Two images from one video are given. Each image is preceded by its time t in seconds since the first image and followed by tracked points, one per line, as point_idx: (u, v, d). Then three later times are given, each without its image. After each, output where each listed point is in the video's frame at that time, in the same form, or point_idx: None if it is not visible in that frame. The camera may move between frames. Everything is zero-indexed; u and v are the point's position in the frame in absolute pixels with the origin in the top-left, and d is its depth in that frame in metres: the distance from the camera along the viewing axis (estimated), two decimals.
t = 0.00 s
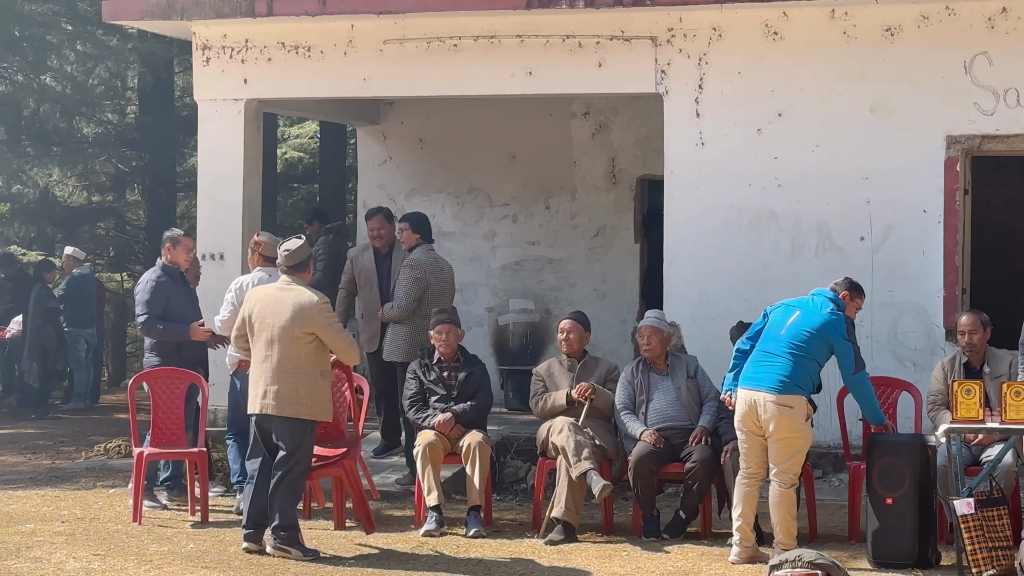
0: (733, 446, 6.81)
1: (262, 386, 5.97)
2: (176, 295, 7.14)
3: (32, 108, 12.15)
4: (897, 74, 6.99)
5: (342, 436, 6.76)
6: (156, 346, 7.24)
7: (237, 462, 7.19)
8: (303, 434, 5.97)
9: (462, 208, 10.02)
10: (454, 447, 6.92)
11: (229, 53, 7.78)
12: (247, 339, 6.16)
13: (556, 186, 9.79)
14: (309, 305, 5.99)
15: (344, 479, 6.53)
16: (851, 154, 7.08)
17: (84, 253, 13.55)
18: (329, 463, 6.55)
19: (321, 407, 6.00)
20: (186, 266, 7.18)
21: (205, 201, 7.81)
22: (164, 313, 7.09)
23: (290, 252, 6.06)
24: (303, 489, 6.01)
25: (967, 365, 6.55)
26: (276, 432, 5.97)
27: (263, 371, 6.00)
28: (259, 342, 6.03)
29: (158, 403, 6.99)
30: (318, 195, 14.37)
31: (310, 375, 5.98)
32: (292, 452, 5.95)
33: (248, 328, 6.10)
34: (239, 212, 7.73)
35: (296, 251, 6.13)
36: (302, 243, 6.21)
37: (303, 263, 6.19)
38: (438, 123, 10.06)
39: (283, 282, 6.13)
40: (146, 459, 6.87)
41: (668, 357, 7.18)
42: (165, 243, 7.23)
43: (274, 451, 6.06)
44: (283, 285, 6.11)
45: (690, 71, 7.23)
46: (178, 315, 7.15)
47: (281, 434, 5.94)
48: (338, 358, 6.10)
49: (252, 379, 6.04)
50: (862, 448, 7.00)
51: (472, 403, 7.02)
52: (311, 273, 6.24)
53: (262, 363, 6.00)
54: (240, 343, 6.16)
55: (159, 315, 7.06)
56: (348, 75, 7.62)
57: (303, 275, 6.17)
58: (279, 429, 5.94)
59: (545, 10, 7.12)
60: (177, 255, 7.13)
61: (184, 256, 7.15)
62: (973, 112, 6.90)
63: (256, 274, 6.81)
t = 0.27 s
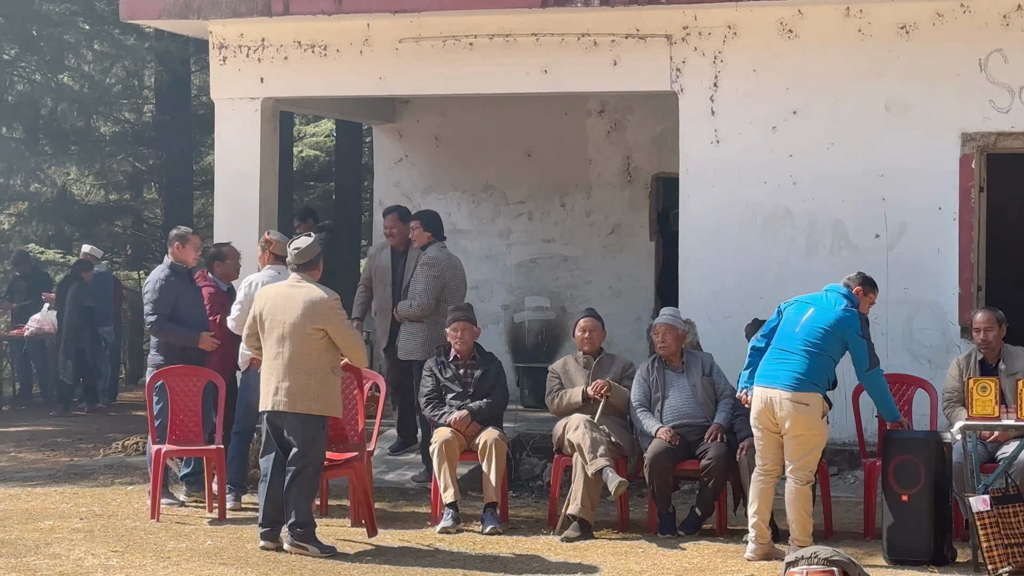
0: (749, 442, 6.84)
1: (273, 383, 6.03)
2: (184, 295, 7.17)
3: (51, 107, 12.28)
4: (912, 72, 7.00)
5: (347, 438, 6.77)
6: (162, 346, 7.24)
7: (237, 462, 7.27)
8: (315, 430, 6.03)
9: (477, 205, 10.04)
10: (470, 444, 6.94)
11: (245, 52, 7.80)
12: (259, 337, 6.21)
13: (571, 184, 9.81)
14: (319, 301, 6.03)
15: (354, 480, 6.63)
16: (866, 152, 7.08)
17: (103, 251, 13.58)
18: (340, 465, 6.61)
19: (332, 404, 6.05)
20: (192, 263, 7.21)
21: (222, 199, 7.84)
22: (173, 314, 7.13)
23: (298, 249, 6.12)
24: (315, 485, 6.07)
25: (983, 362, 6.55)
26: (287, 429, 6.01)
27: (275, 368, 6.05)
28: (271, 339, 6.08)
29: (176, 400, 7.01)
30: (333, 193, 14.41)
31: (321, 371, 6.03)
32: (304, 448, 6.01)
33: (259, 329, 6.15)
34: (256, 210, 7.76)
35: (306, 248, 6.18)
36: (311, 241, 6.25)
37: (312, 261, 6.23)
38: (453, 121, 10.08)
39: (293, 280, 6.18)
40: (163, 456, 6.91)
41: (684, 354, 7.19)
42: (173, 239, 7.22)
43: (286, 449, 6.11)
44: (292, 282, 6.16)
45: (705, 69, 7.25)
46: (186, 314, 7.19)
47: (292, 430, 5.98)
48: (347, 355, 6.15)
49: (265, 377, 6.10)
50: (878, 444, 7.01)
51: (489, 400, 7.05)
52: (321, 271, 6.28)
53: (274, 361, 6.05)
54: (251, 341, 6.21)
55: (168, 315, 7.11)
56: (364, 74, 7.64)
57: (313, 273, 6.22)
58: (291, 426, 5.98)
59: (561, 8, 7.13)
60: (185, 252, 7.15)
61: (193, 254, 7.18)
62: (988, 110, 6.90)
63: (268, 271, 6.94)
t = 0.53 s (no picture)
0: (771, 440, 6.83)
1: (289, 380, 6.03)
2: (201, 298, 7.20)
3: (72, 106, 12.26)
4: (934, 69, 6.97)
5: (368, 439, 6.83)
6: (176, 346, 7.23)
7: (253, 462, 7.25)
8: (331, 428, 6.02)
9: (498, 203, 10.04)
10: (491, 442, 6.93)
11: (265, 50, 7.81)
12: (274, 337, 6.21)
13: (591, 182, 9.81)
14: (329, 297, 6.02)
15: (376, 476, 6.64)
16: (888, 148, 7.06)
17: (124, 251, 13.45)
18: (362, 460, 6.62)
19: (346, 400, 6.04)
20: (209, 264, 7.22)
21: (242, 197, 7.86)
22: (189, 317, 7.16)
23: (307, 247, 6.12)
24: (333, 484, 6.07)
25: (1005, 360, 6.53)
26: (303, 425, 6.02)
27: (289, 366, 6.05)
28: (284, 337, 6.07)
29: (197, 399, 7.03)
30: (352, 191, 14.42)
31: (335, 367, 6.02)
32: (320, 447, 6.01)
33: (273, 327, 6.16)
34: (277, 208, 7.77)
35: (316, 247, 6.17)
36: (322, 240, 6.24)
37: (323, 259, 6.21)
38: (474, 118, 10.09)
39: (305, 278, 6.17)
40: (185, 455, 6.92)
41: (705, 352, 7.17)
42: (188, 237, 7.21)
43: (303, 447, 6.11)
44: (303, 280, 6.15)
45: (726, 67, 7.23)
46: (202, 317, 7.22)
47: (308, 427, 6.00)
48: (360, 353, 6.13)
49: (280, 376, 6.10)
50: (900, 443, 6.98)
51: (510, 398, 7.04)
52: (332, 269, 6.26)
53: (288, 360, 6.05)
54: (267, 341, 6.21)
55: (184, 318, 7.14)
56: (384, 72, 7.64)
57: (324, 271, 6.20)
58: (308, 423, 5.98)
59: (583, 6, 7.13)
60: (202, 253, 7.16)
61: (209, 254, 7.19)
62: (1011, 107, 6.88)
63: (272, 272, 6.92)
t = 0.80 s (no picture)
0: (818, 451, 6.28)
1: (290, 385, 5.52)
2: (202, 302, 6.66)
3: (64, 91, 11.95)
4: (996, 47, 6.41)
5: (381, 448, 6.15)
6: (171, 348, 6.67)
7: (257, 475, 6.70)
8: (337, 436, 5.49)
9: (523, 194, 9.51)
10: (515, 452, 6.40)
11: (272, 31, 7.31)
12: (274, 341, 5.69)
13: (623, 172, 9.26)
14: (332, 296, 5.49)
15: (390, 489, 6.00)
16: (945, 134, 6.49)
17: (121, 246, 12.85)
18: (374, 473, 5.97)
19: (349, 406, 5.50)
20: (209, 262, 6.71)
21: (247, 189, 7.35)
22: (190, 322, 6.62)
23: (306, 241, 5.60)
24: (342, 497, 5.53)
25: None
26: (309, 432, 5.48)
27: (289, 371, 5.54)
28: (284, 339, 5.57)
29: (198, 405, 6.51)
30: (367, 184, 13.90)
31: (339, 370, 5.50)
32: (325, 456, 5.48)
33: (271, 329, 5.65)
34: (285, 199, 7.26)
35: (317, 242, 5.64)
36: (324, 235, 5.72)
37: (324, 255, 5.68)
38: (497, 105, 9.56)
39: (305, 275, 5.66)
40: (185, 466, 6.38)
41: (746, 355, 6.63)
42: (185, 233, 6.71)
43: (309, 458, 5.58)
44: (304, 277, 5.63)
45: (769, 47, 6.69)
46: (204, 321, 6.68)
47: (311, 434, 5.47)
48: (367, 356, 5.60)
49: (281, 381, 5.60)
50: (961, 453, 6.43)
51: (535, 406, 6.52)
52: (334, 266, 5.74)
53: (288, 364, 5.54)
54: (267, 344, 5.70)
55: (185, 322, 6.60)
56: (400, 53, 7.13)
57: (325, 269, 5.66)
58: (313, 429, 5.45)
59: None
60: (201, 251, 6.65)
61: (209, 251, 6.68)
62: None
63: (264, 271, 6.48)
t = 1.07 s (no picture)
0: (905, 482, 5.26)
1: (284, 407, 4.55)
2: (179, 298, 5.67)
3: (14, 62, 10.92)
4: None
5: (385, 481, 5.05)
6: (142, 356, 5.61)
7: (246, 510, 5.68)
8: (340, 466, 4.55)
9: (554, 181, 8.49)
10: (548, 485, 5.42)
11: None
12: (264, 356, 4.70)
13: (674, 154, 8.24)
14: (338, 303, 4.50)
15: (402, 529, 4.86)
16: None
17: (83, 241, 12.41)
18: (385, 508, 4.85)
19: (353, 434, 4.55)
20: (183, 259, 5.73)
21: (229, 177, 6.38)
22: (165, 320, 5.61)
23: (303, 241, 4.58)
24: (345, 541, 4.57)
25: None
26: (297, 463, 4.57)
27: (282, 389, 4.57)
28: (278, 353, 4.58)
29: (175, 429, 5.38)
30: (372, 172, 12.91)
31: (343, 391, 4.54)
32: (325, 491, 4.53)
33: (259, 339, 4.67)
34: (276, 187, 6.31)
35: (318, 237, 4.59)
36: (326, 229, 4.67)
37: (326, 254, 4.63)
38: (525, 75, 8.54)
39: (302, 278, 4.62)
40: (161, 501, 5.30)
41: (817, 370, 5.64)
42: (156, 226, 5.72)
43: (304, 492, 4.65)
44: (301, 280, 4.60)
45: (844, 8, 5.69)
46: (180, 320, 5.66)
47: (307, 466, 4.53)
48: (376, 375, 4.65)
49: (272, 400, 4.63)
50: None
51: (572, 430, 5.52)
52: (338, 266, 4.70)
53: (281, 381, 4.58)
54: (256, 357, 4.71)
55: (159, 324, 5.59)
56: (411, 17, 6.16)
57: (328, 269, 4.65)
58: (304, 462, 4.52)
59: None
60: (172, 246, 5.68)
61: (181, 247, 5.71)
62: None
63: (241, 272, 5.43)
